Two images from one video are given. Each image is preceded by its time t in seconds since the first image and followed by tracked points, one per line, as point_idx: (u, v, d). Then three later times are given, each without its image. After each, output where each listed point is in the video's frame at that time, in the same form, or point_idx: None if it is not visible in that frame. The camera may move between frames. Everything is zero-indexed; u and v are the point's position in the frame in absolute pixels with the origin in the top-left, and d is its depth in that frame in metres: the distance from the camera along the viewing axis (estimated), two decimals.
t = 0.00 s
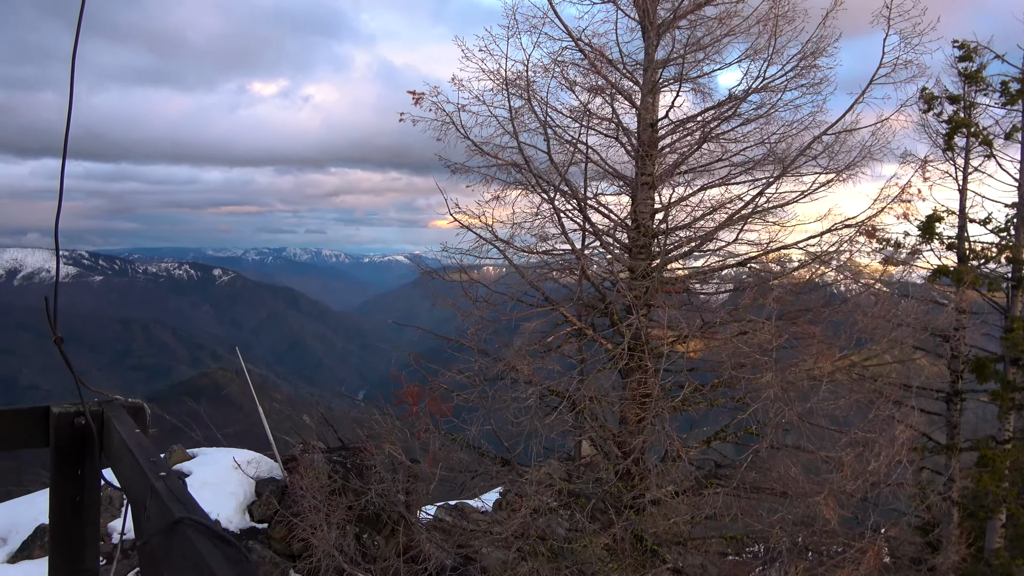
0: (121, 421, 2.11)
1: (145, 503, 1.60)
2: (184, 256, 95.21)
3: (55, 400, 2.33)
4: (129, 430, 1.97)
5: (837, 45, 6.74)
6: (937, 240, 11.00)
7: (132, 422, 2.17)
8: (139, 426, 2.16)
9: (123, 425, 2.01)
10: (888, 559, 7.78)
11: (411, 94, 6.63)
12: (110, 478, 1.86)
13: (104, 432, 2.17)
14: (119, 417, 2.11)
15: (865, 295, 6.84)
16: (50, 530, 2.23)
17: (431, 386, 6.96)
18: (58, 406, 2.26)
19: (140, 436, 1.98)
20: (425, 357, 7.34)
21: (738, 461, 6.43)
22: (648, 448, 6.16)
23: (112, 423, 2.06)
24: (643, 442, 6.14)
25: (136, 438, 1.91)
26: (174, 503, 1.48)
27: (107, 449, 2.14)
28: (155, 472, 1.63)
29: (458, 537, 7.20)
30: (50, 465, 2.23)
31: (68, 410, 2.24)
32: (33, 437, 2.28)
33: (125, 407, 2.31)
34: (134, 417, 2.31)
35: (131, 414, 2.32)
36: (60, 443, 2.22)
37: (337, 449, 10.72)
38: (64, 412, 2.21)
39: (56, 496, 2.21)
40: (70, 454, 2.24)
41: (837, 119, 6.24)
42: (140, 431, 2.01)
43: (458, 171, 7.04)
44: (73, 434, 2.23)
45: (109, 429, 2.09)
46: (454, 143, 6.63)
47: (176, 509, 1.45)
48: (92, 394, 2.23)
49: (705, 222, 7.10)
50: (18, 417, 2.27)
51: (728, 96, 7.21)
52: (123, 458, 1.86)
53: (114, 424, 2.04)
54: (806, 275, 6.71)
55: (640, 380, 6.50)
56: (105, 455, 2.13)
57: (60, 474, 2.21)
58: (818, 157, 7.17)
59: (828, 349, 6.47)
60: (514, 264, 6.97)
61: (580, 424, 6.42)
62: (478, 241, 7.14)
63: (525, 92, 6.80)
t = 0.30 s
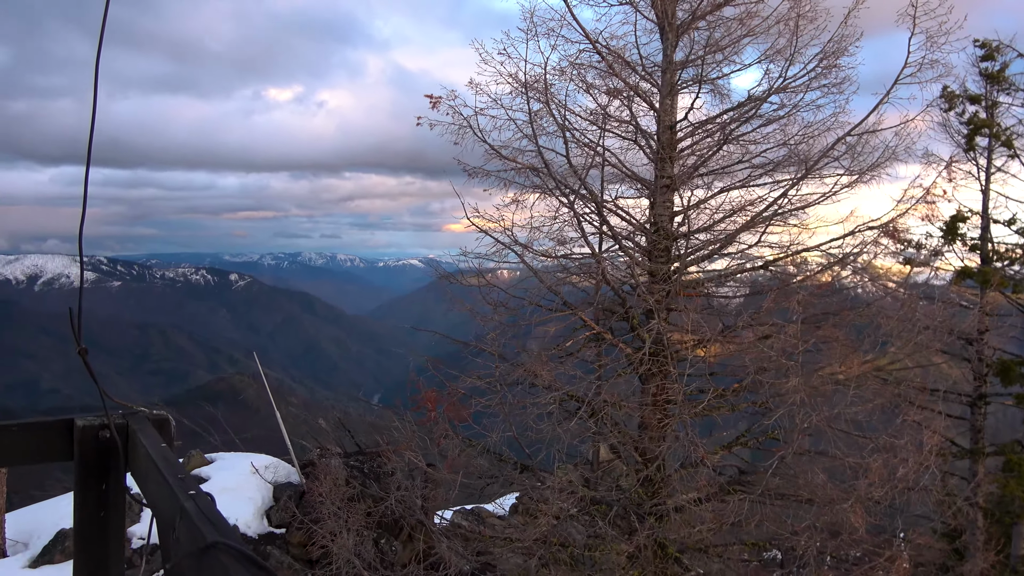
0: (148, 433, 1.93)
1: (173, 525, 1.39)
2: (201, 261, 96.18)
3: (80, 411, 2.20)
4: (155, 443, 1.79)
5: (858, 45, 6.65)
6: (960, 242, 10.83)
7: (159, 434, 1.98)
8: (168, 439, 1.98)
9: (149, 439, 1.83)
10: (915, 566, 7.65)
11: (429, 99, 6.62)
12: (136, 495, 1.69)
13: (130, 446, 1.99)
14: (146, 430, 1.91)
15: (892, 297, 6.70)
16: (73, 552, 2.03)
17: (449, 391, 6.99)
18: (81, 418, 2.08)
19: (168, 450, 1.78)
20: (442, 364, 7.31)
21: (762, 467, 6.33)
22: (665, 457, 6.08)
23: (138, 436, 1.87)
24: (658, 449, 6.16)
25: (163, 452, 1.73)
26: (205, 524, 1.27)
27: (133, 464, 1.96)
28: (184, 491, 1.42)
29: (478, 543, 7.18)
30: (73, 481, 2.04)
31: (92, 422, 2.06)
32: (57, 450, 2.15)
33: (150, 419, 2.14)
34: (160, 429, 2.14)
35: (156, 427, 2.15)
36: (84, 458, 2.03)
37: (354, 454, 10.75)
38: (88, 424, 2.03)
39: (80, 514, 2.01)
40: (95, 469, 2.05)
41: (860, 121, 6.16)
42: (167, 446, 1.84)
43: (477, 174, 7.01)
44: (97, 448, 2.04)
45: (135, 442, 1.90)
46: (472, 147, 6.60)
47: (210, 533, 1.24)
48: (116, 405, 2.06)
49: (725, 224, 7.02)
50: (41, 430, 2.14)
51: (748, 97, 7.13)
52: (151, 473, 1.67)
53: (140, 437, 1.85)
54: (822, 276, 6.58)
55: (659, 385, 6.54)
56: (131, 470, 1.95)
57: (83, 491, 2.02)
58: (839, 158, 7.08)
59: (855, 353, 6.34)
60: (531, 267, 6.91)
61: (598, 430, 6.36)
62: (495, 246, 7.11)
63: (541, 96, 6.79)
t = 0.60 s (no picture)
0: (175, 441, 1.90)
1: (207, 539, 1.35)
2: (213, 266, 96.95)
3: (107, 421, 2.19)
4: (183, 452, 1.76)
5: (878, 47, 6.56)
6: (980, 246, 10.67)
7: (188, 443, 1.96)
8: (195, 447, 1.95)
9: (177, 448, 1.80)
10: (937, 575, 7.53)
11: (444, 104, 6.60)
12: (164, 506, 1.64)
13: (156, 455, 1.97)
14: (175, 439, 1.91)
15: (912, 302, 6.64)
16: (100, 564, 1.99)
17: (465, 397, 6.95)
18: (108, 427, 2.06)
19: (196, 460, 1.74)
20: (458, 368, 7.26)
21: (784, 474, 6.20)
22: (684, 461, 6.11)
23: (166, 445, 1.84)
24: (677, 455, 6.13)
25: (193, 462, 1.69)
26: (242, 540, 1.22)
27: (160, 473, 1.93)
28: (218, 505, 1.38)
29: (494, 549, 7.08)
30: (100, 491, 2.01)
31: (119, 431, 2.05)
32: (84, 460, 2.15)
33: (177, 427, 2.12)
34: (187, 438, 2.12)
35: (183, 436, 2.14)
36: (111, 467, 2.02)
37: (369, 459, 10.74)
38: (115, 433, 2.02)
39: (106, 524, 1.98)
40: (122, 478, 2.03)
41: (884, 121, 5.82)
42: (196, 456, 1.78)
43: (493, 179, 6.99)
44: (125, 457, 2.03)
45: (163, 451, 1.88)
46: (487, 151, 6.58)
47: (248, 548, 1.19)
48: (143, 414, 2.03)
49: (744, 228, 6.94)
50: (68, 439, 2.12)
51: (766, 100, 7.07)
52: (180, 486, 1.62)
53: (169, 446, 1.82)
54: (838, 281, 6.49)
55: (677, 391, 6.49)
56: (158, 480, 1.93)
57: (110, 501, 1.99)
58: (857, 161, 7.00)
59: (877, 359, 6.25)
60: (547, 271, 6.87)
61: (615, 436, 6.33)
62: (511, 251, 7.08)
63: (557, 100, 6.76)
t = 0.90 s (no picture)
0: (205, 454, 1.86)
1: (250, 561, 1.30)
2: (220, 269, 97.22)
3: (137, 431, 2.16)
4: (216, 466, 1.72)
5: (895, 49, 6.48)
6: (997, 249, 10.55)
7: (217, 456, 1.90)
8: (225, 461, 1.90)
9: (209, 463, 1.75)
10: None
11: (458, 108, 6.58)
12: (197, 522, 1.62)
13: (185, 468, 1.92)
14: (203, 452, 1.85)
15: (928, 307, 6.58)
16: None
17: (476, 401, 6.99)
18: (137, 439, 2.03)
19: (230, 473, 1.71)
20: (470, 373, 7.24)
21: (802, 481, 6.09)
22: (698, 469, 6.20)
23: (197, 458, 1.80)
24: (690, 460, 6.17)
25: (227, 476, 1.66)
26: (289, 563, 1.17)
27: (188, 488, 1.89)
28: (261, 525, 1.33)
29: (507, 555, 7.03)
30: (130, 505, 1.98)
31: (148, 443, 2.01)
32: (115, 472, 2.13)
33: (205, 439, 2.05)
34: (216, 449, 2.06)
35: (212, 448, 2.07)
36: (140, 480, 1.99)
37: (378, 463, 10.71)
38: (144, 446, 1.98)
39: (134, 539, 1.95)
40: (151, 493, 1.99)
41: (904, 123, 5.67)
42: (229, 469, 1.76)
43: (506, 183, 6.95)
44: (154, 470, 2.00)
45: (193, 465, 1.84)
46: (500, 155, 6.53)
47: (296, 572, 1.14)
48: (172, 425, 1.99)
49: (758, 231, 6.87)
50: (97, 451, 2.10)
51: (781, 103, 7.01)
52: (215, 501, 1.59)
53: (200, 460, 1.78)
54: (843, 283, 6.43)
55: (689, 395, 6.48)
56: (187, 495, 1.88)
57: (139, 515, 1.96)
58: (874, 165, 6.93)
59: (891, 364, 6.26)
60: (559, 276, 6.83)
61: (628, 442, 6.33)
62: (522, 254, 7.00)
63: (571, 104, 6.75)
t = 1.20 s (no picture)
0: (237, 468, 1.86)
1: None
2: (223, 274, 97.34)
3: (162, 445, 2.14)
4: (249, 482, 1.72)
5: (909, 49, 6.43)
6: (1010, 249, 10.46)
7: (247, 470, 1.90)
8: (257, 474, 1.91)
9: (243, 479, 1.75)
10: None
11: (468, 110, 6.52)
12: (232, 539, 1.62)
13: (215, 483, 1.92)
14: (234, 468, 1.85)
15: (944, 309, 6.52)
16: None
17: (488, 407, 6.93)
18: (164, 454, 2.02)
19: (263, 489, 1.70)
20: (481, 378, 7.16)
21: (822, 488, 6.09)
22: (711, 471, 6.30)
23: (230, 474, 1.80)
24: (704, 464, 6.18)
25: (260, 493, 1.64)
26: None
27: (220, 503, 1.88)
28: (307, 548, 1.29)
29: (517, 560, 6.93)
30: (156, 522, 1.95)
31: (175, 457, 1.99)
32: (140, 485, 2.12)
33: (234, 452, 2.06)
34: (245, 462, 2.07)
35: (240, 460, 2.07)
36: (167, 496, 1.96)
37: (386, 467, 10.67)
38: (172, 460, 1.96)
39: (163, 556, 1.93)
40: (179, 509, 1.97)
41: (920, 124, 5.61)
42: (261, 484, 1.75)
43: (516, 186, 6.90)
44: (181, 486, 1.98)
45: (225, 479, 1.84)
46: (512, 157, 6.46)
47: None
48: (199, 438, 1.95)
49: (771, 233, 6.80)
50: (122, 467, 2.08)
51: (793, 105, 6.96)
52: (250, 519, 1.58)
53: (234, 476, 1.78)
54: (845, 285, 6.40)
55: (703, 398, 6.42)
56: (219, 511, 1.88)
57: (167, 533, 1.94)
58: (887, 166, 6.87)
59: (910, 367, 6.19)
60: (568, 278, 6.76)
61: (637, 445, 6.27)
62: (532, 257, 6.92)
63: (581, 106, 6.71)
